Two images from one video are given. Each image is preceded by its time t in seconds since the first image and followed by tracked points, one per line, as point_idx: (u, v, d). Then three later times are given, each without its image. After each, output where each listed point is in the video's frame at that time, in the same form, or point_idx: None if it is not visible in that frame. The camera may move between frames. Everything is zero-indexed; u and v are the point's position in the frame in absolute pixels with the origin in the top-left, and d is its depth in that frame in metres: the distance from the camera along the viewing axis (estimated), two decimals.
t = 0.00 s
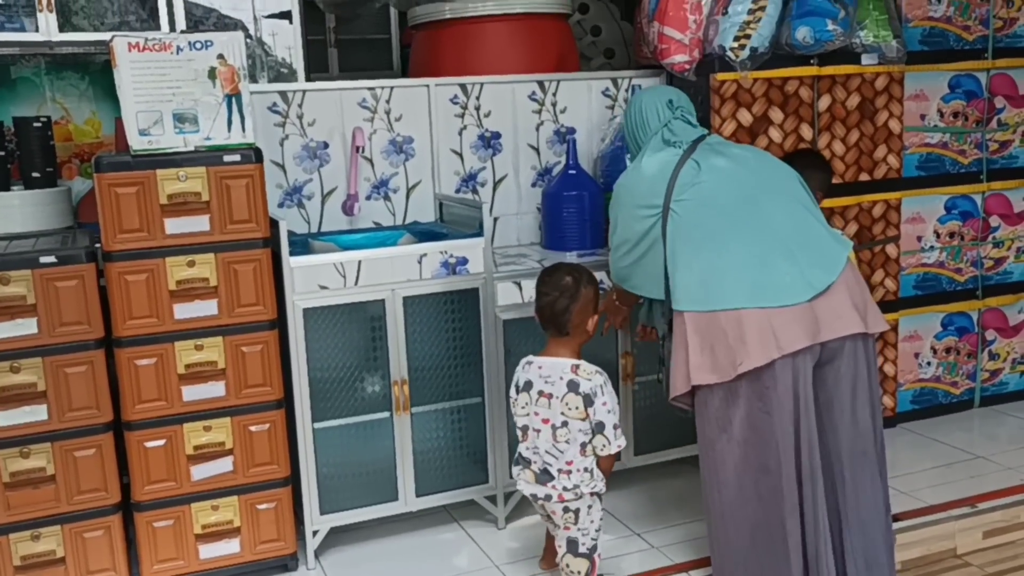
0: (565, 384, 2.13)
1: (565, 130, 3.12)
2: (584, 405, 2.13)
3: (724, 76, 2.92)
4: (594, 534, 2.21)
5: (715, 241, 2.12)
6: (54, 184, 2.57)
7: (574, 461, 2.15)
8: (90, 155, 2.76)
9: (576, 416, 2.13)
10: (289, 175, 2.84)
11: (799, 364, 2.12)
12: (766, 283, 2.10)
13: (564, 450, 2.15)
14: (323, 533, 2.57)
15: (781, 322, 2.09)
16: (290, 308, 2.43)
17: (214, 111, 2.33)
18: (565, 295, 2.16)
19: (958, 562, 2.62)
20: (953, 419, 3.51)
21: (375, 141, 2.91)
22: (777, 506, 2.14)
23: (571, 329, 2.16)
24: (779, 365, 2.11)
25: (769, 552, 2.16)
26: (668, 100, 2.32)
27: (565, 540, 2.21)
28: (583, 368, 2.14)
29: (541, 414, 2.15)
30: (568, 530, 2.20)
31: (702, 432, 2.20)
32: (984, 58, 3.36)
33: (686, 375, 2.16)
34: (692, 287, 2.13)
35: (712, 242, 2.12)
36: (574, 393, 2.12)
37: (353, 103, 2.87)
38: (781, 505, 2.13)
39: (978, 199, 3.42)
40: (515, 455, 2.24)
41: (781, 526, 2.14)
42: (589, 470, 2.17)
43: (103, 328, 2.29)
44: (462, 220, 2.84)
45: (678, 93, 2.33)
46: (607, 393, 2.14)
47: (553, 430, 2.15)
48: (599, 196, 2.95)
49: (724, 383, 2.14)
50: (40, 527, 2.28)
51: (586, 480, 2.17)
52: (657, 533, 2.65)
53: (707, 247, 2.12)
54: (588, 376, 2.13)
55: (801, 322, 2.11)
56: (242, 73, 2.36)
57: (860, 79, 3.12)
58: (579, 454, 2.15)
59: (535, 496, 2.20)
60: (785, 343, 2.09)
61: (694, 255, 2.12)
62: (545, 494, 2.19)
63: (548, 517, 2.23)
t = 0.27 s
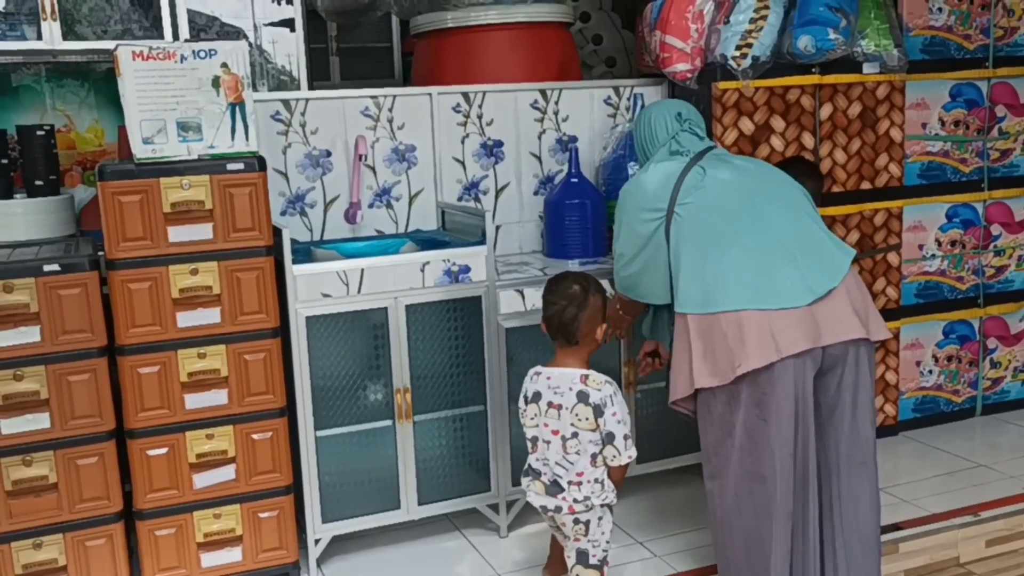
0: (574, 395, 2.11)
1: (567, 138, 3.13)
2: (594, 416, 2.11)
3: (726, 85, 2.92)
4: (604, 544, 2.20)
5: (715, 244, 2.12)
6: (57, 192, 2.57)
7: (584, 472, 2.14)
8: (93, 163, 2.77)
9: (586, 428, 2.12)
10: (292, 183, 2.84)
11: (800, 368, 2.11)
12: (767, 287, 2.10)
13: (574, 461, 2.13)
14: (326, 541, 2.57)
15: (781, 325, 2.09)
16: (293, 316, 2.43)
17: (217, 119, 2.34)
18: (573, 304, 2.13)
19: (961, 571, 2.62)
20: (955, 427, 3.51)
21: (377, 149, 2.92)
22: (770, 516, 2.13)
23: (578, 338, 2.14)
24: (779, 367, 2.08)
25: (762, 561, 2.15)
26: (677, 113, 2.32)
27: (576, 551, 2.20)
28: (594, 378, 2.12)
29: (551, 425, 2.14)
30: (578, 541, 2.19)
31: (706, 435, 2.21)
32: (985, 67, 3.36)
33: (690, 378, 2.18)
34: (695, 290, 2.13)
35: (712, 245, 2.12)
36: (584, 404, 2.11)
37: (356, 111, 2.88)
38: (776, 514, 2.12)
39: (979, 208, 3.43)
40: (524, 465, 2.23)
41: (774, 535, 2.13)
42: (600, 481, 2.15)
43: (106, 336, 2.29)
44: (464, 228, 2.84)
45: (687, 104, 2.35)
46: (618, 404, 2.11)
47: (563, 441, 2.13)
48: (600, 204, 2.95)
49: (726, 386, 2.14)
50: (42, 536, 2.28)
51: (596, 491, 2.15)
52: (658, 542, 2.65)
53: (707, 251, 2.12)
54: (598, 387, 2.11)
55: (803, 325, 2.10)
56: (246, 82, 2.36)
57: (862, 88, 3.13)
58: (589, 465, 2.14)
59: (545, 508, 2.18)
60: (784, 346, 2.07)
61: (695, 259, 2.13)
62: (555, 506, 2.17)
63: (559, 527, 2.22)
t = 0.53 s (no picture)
0: (579, 397, 2.11)
1: (567, 138, 3.13)
2: (599, 418, 2.11)
3: (726, 85, 2.93)
4: (606, 547, 2.21)
5: (716, 240, 2.14)
6: (57, 192, 2.58)
7: (587, 474, 2.14)
8: (93, 163, 2.77)
9: (591, 430, 2.12)
10: (292, 183, 2.85)
11: (804, 364, 2.11)
12: (768, 281, 2.11)
13: (578, 463, 2.13)
14: (326, 540, 2.57)
15: (784, 320, 2.09)
16: (293, 316, 2.43)
17: (218, 119, 2.34)
18: (582, 304, 2.13)
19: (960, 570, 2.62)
20: (954, 427, 3.51)
21: (378, 149, 2.92)
22: (769, 512, 2.13)
23: (587, 338, 2.14)
24: (782, 361, 2.09)
25: (760, 558, 2.16)
26: (681, 119, 2.37)
27: (578, 553, 2.20)
28: (599, 380, 2.12)
29: (555, 427, 2.14)
30: (580, 544, 2.19)
31: (713, 431, 2.22)
32: (984, 68, 3.37)
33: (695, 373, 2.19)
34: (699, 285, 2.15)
35: (712, 242, 2.14)
36: (589, 406, 2.10)
37: (356, 111, 2.88)
38: (776, 511, 2.13)
39: (978, 208, 3.43)
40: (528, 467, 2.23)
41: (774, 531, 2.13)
42: (603, 484, 2.16)
43: (106, 335, 2.30)
44: (464, 228, 2.85)
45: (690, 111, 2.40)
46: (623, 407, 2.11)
47: (568, 442, 2.13)
48: (600, 204, 2.96)
49: (731, 380, 2.15)
50: (43, 534, 2.28)
51: (600, 493, 2.15)
52: (658, 541, 2.65)
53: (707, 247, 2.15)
54: (604, 389, 2.11)
55: (806, 320, 2.11)
56: (247, 82, 2.37)
57: (861, 88, 3.13)
58: (593, 467, 2.14)
59: (548, 510, 2.18)
60: (789, 340, 2.08)
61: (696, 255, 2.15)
62: (559, 508, 2.17)
63: (561, 530, 2.22)
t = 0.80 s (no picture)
0: (580, 397, 2.12)
1: (567, 138, 3.14)
2: (600, 419, 2.11)
3: (725, 85, 2.94)
4: (606, 546, 2.21)
5: (718, 238, 2.15)
6: (58, 191, 2.58)
7: (587, 474, 2.15)
8: (94, 162, 2.78)
9: (591, 430, 2.12)
10: (293, 182, 2.85)
11: (806, 361, 2.13)
12: (772, 279, 2.12)
13: (577, 463, 2.14)
14: (326, 538, 2.58)
15: (788, 319, 2.10)
16: (294, 314, 2.44)
17: (220, 118, 2.35)
18: (584, 304, 2.14)
19: (959, 568, 2.63)
20: (952, 426, 3.52)
21: (379, 148, 2.93)
22: (777, 509, 2.14)
23: (589, 338, 2.14)
24: (785, 359, 2.10)
25: (769, 555, 2.16)
26: (681, 120, 2.38)
27: (577, 552, 2.21)
28: (600, 380, 2.12)
29: (556, 426, 2.15)
30: (580, 543, 2.20)
31: (716, 431, 2.21)
32: (982, 67, 3.38)
33: (697, 374, 2.19)
34: (701, 284, 2.16)
35: (715, 240, 2.15)
36: (589, 406, 2.11)
37: (357, 110, 2.89)
38: (784, 509, 2.14)
39: (977, 207, 3.44)
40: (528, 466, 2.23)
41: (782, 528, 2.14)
42: (603, 483, 2.16)
43: (108, 333, 2.31)
44: (464, 227, 2.85)
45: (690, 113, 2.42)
46: (624, 408, 2.12)
47: (568, 442, 2.14)
48: (600, 203, 2.96)
49: (733, 381, 2.15)
50: (44, 532, 2.29)
51: (599, 493, 2.16)
52: (658, 539, 2.66)
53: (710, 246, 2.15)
54: (605, 390, 2.11)
55: (808, 318, 2.11)
56: (248, 81, 2.37)
57: (860, 88, 3.14)
58: (593, 467, 2.15)
59: (548, 509, 2.20)
60: (792, 339, 2.09)
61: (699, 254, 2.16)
62: (558, 506, 2.18)
63: (561, 528, 2.23)
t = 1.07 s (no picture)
0: (579, 396, 2.13)
1: (565, 138, 3.15)
2: (598, 418, 2.12)
3: (724, 85, 2.94)
4: (604, 545, 2.21)
5: (719, 236, 2.15)
6: (58, 190, 2.58)
7: (585, 473, 2.15)
8: (94, 162, 2.79)
9: (589, 429, 2.13)
10: (292, 181, 2.86)
11: (806, 358, 2.13)
12: (772, 277, 2.13)
13: (575, 462, 2.15)
14: (325, 537, 2.58)
15: (787, 316, 2.11)
16: (293, 313, 2.44)
17: (219, 117, 2.35)
18: (584, 302, 2.15)
19: (956, 567, 2.64)
20: (950, 425, 3.53)
21: (377, 148, 2.93)
22: (785, 506, 2.15)
23: (588, 337, 2.15)
24: (784, 356, 2.11)
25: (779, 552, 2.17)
26: (682, 123, 2.38)
27: (575, 551, 2.21)
28: (599, 379, 2.13)
29: (554, 425, 2.15)
30: (577, 541, 2.20)
31: (716, 431, 2.21)
32: (980, 68, 3.39)
33: (699, 372, 2.20)
34: (701, 282, 2.16)
35: (716, 238, 2.15)
36: (588, 405, 2.12)
37: (356, 109, 2.89)
38: (792, 505, 2.15)
39: (975, 207, 3.45)
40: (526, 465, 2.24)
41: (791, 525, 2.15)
42: (600, 483, 2.17)
43: (107, 332, 2.31)
44: (463, 226, 2.86)
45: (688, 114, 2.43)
46: (622, 408, 2.13)
47: (566, 441, 2.14)
48: (598, 203, 2.97)
49: (734, 379, 2.15)
50: (44, 530, 2.30)
51: (597, 492, 2.17)
52: (656, 538, 2.67)
53: (711, 244, 2.15)
54: (603, 389, 2.12)
55: (808, 316, 2.12)
56: (247, 81, 2.38)
57: (858, 88, 3.15)
58: (591, 466, 2.15)
59: (546, 507, 2.21)
60: (792, 336, 2.10)
61: (700, 253, 2.16)
62: (556, 505, 2.18)
63: (559, 527, 2.24)
